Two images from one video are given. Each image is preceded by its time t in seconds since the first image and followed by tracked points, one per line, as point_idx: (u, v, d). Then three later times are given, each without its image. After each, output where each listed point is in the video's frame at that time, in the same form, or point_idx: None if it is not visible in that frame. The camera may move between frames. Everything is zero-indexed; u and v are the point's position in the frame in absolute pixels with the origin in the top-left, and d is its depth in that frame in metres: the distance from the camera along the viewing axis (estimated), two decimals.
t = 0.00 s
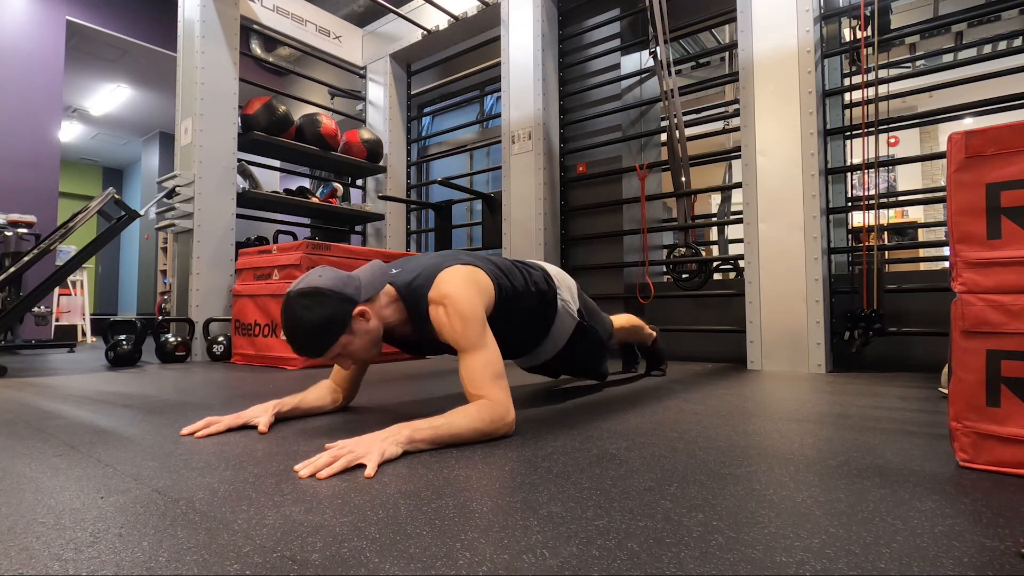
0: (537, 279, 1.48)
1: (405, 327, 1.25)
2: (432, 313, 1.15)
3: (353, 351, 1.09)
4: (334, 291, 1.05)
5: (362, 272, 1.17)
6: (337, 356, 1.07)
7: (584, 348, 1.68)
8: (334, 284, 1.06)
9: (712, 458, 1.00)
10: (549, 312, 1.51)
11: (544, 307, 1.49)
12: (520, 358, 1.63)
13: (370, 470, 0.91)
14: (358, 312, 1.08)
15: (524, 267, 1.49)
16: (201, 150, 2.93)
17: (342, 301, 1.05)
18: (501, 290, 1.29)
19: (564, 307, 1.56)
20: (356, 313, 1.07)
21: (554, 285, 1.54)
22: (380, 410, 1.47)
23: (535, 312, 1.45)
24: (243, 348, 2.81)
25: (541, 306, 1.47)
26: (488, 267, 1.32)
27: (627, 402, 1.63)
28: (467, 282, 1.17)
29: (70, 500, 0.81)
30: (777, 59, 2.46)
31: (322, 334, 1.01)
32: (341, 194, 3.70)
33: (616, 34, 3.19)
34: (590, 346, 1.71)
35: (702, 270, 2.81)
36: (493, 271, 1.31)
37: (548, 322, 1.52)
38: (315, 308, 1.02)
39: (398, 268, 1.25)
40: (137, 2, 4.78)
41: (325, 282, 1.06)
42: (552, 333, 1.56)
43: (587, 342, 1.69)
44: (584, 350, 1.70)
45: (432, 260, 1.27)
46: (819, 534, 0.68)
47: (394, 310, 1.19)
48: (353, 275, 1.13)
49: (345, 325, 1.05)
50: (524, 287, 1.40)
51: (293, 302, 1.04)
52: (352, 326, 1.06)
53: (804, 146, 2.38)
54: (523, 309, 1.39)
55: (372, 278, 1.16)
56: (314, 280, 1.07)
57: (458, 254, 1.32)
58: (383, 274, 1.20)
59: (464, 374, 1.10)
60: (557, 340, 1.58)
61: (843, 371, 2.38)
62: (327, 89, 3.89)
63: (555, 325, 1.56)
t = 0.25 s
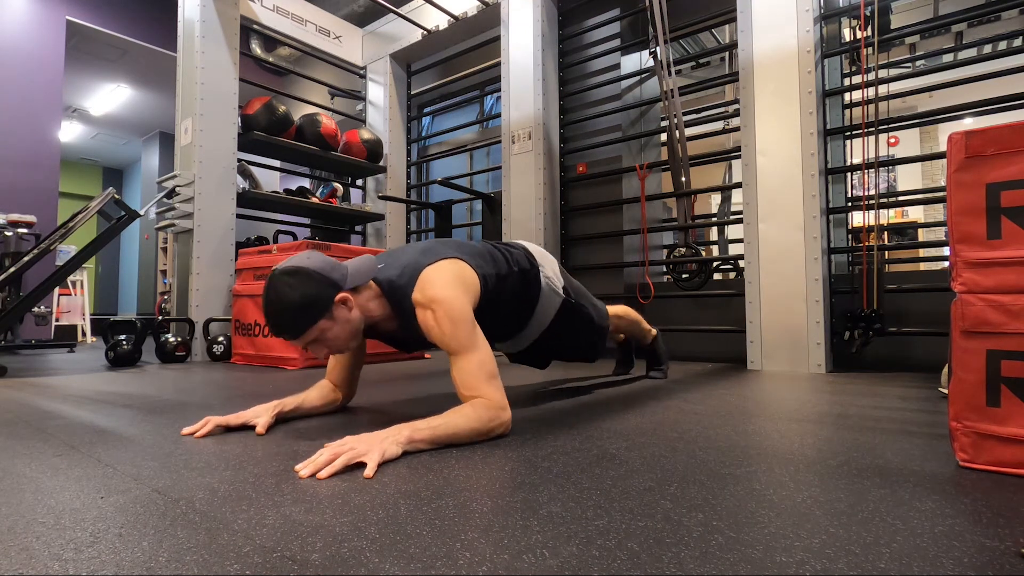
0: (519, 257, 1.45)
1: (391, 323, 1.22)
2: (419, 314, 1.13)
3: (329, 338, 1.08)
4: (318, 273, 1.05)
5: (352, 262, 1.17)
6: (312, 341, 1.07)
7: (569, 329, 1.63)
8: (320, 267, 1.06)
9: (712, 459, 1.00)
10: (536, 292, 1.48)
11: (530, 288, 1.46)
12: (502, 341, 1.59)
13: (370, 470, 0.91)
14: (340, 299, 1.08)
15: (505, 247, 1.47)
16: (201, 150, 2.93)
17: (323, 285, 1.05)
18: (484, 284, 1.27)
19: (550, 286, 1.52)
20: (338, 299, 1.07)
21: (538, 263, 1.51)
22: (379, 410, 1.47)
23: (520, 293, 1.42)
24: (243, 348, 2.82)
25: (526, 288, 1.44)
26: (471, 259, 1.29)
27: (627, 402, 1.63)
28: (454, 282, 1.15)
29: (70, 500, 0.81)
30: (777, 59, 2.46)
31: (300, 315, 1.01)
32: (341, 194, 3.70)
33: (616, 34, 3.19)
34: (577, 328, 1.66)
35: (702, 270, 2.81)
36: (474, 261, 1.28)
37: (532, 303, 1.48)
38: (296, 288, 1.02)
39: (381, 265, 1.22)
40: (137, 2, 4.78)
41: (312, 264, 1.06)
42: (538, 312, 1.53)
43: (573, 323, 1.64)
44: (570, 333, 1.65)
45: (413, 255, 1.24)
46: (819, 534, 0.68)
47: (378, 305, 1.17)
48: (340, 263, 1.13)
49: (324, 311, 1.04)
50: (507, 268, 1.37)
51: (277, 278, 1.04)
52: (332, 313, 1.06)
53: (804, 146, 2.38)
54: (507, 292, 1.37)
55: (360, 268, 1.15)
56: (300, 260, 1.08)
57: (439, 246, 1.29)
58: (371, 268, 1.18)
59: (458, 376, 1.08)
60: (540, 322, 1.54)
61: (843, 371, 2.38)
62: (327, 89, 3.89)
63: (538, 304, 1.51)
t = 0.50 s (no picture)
0: (528, 243, 1.45)
1: (398, 319, 1.22)
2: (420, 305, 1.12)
3: (340, 337, 1.07)
4: (327, 273, 1.05)
5: (357, 260, 1.17)
6: (324, 341, 1.06)
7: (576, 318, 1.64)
8: (327, 267, 1.07)
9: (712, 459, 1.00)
10: (544, 279, 1.47)
11: (538, 275, 1.45)
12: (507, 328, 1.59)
13: (365, 469, 0.91)
14: (349, 297, 1.08)
15: (515, 233, 1.47)
16: (201, 150, 2.92)
17: (331, 284, 1.05)
18: (488, 274, 1.25)
19: (558, 274, 1.51)
20: (348, 298, 1.07)
21: (547, 250, 1.51)
22: (380, 410, 1.47)
23: (528, 281, 1.42)
24: (243, 348, 2.81)
25: (533, 275, 1.43)
26: (473, 250, 1.28)
27: (627, 401, 1.63)
28: (457, 276, 1.12)
29: (70, 500, 0.81)
30: (777, 59, 2.46)
31: (311, 315, 1.00)
32: (341, 194, 3.70)
33: (616, 34, 3.19)
34: (583, 319, 1.67)
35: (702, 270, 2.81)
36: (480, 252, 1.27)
37: (539, 291, 1.48)
38: (305, 288, 1.01)
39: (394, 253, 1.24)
40: (137, 2, 4.78)
41: (318, 264, 1.06)
42: (545, 301, 1.53)
43: (581, 316, 1.66)
44: (576, 322, 1.65)
45: (419, 246, 1.22)
46: (819, 534, 0.68)
47: (384, 302, 1.17)
48: (346, 262, 1.14)
49: (334, 308, 1.04)
50: (515, 255, 1.37)
51: (283, 278, 1.04)
52: (343, 312, 1.06)
53: (804, 146, 2.38)
54: (513, 280, 1.36)
55: (366, 266, 1.16)
56: (308, 261, 1.07)
57: (441, 238, 1.28)
58: (377, 265, 1.18)
59: (450, 372, 1.08)
60: (547, 310, 1.54)
61: (843, 371, 2.38)
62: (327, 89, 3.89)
63: (547, 293, 1.51)
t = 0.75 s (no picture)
0: (537, 230, 1.45)
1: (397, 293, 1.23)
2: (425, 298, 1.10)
3: (342, 307, 1.09)
4: (333, 244, 1.04)
5: (363, 227, 1.14)
6: (327, 310, 1.07)
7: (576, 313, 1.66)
8: (334, 238, 1.05)
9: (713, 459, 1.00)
10: (550, 266, 1.48)
11: (545, 262, 1.46)
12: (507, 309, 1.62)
13: (365, 469, 0.91)
14: (354, 269, 1.08)
15: (525, 217, 1.46)
16: (201, 150, 2.92)
17: (336, 255, 1.04)
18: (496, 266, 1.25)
19: (564, 263, 1.52)
20: (353, 269, 1.07)
21: (555, 238, 1.51)
22: (380, 410, 1.47)
23: (535, 268, 1.42)
24: (243, 348, 2.81)
25: (541, 261, 1.44)
26: (485, 237, 1.27)
27: (627, 401, 1.63)
28: (463, 275, 1.10)
29: (70, 500, 0.81)
30: (777, 59, 2.46)
31: (315, 287, 1.01)
32: (341, 194, 3.70)
33: (616, 34, 3.19)
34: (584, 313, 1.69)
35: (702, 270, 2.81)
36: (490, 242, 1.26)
37: (542, 281, 1.48)
38: (311, 258, 1.01)
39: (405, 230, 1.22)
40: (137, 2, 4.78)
41: (325, 235, 1.04)
42: (550, 287, 1.53)
43: (584, 305, 1.67)
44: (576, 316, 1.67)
45: (431, 229, 1.20)
46: (819, 534, 0.68)
47: (386, 276, 1.18)
48: (352, 229, 1.11)
49: (338, 280, 1.04)
50: (524, 242, 1.37)
51: (287, 247, 1.02)
52: (346, 284, 1.06)
53: (804, 146, 2.38)
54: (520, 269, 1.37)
55: (373, 235, 1.14)
56: (313, 229, 1.05)
57: (456, 220, 1.25)
58: (384, 234, 1.16)
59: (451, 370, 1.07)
60: (552, 295, 1.55)
61: (843, 371, 2.38)
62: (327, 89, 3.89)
63: (551, 283, 1.52)
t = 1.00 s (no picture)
0: (520, 223, 1.46)
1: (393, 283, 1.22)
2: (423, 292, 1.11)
3: (341, 291, 1.09)
4: (333, 227, 1.04)
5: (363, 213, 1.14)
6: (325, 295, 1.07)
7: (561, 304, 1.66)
8: (334, 222, 1.04)
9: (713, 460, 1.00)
10: (534, 258, 1.49)
11: (529, 254, 1.46)
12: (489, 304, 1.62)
13: (365, 469, 0.91)
14: (353, 254, 1.07)
15: (507, 212, 1.47)
16: (201, 150, 2.93)
17: (337, 239, 1.03)
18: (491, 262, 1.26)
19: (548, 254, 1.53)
20: (352, 254, 1.07)
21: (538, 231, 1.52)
22: (379, 410, 1.47)
23: (520, 259, 1.43)
24: (243, 348, 2.81)
25: (525, 253, 1.44)
26: (480, 233, 1.27)
27: (627, 401, 1.63)
28: (460, 271, 1.11)
29: (70, 500, 0.81)
30: (777, 59, 2.46)
31: (313, 270, 1.00)
32: (341, 194, 3.70)
33: (616, 34, 3.19)
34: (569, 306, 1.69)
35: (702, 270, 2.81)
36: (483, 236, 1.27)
37: (528, 273, 1.48)
38: (310, 241, 1.01)
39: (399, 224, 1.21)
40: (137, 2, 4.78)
41: (326, 218, 1.04)
42: (534, 280, 1.53)
43: (568, 298, 1.67)
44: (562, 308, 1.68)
45: (427, 224, 1.21)
46: (819, 534, 0.68)
47: (385, 264, 1.17)
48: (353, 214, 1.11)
49: (337, 265, 1.04)
50: (510, 235, 1.38)
51: (288, 229, 1.02)
52: (345, 268, 1.06)
53: (804, 146, 2.38)
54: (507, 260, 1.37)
55: (372, 222, 1.14)
56: (314, 212, 1.05)
57: (453, 215, 1.25)
58: (384, 222, 1.16)
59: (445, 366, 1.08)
60: (537, 288, 1.55)
61: (843, 371, 2.38)
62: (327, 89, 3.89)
63: (536, 274, 1.53)
